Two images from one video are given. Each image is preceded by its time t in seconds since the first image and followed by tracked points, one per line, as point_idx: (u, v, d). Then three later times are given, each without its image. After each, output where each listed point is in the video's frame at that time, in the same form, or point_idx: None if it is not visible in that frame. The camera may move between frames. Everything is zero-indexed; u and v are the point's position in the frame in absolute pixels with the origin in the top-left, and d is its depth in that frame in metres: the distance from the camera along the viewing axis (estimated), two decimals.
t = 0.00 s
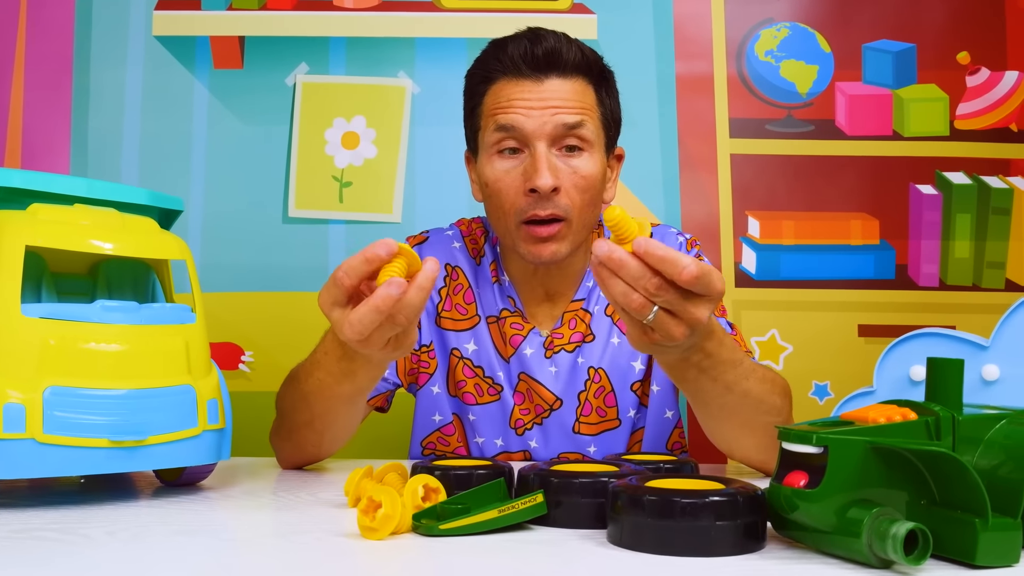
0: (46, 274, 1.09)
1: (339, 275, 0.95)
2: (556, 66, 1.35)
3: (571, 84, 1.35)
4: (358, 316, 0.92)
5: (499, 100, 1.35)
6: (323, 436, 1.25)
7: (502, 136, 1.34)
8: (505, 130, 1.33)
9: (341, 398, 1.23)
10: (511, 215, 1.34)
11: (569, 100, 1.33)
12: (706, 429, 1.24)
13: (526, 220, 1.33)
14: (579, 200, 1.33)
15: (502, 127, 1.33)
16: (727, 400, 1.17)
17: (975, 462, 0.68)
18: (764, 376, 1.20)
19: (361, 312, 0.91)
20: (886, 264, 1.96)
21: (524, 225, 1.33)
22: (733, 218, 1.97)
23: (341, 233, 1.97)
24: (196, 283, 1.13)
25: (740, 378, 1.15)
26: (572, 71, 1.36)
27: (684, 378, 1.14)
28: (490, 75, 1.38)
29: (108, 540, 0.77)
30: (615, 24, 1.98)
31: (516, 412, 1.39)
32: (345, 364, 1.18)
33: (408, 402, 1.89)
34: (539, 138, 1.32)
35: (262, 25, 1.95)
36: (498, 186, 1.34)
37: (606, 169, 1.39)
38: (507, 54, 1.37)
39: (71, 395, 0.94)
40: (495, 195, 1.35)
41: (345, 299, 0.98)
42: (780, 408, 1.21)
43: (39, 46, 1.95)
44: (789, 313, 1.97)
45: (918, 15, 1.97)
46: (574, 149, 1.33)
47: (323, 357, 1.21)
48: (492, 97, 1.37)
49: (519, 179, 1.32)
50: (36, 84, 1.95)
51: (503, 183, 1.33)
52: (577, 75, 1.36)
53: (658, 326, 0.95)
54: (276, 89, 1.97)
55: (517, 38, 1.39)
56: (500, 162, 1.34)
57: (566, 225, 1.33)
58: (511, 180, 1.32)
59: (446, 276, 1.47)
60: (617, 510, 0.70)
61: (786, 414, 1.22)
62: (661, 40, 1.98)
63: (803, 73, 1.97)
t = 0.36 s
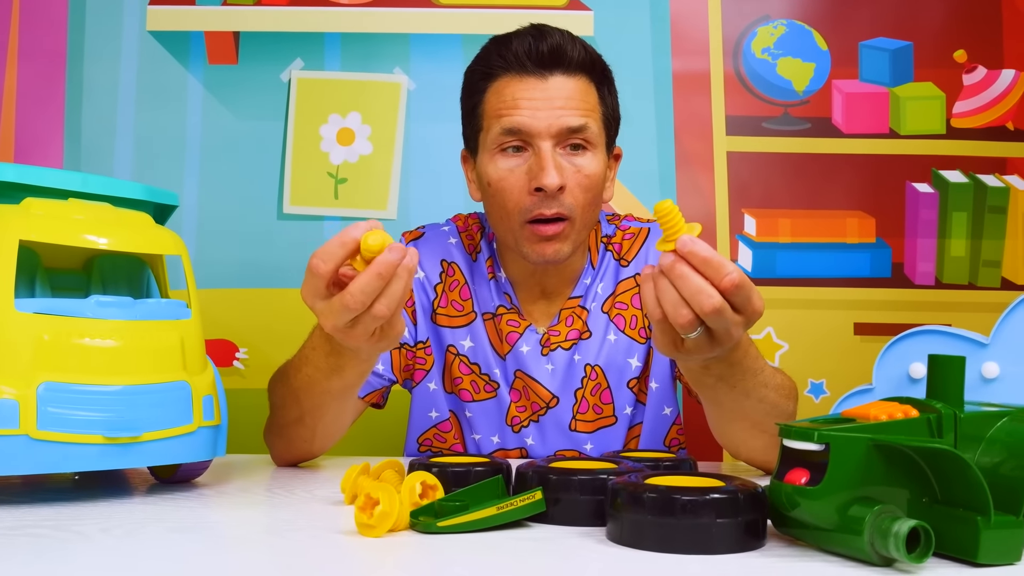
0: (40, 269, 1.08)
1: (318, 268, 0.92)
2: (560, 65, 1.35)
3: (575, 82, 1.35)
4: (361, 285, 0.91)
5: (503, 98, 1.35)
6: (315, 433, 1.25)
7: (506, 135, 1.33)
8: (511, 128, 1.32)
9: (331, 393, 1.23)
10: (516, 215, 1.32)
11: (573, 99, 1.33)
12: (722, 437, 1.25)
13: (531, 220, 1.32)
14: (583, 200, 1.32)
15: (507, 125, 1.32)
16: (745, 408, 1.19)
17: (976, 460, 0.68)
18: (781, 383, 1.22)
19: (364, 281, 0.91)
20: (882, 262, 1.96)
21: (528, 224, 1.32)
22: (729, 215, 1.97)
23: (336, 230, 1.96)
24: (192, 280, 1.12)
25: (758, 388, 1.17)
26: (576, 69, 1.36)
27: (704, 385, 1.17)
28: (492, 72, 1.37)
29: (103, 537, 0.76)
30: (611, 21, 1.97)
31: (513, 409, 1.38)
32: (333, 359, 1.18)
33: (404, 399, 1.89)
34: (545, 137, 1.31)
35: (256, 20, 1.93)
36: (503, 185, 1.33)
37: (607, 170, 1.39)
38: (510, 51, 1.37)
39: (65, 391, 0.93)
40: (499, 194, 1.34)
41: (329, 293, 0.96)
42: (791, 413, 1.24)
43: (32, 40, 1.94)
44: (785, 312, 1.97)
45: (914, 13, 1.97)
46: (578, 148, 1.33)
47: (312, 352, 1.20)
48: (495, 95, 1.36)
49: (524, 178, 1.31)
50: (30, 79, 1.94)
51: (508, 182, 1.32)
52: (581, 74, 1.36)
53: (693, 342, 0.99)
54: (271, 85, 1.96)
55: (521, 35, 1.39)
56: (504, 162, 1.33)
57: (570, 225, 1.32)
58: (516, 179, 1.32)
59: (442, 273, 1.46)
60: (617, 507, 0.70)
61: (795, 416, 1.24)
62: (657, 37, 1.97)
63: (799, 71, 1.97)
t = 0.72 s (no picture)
0: (34, 263, 1.07)
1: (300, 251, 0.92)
2: (550, 58, 1.34)
3: (564, 78, 1.34)
4: (339, 267, 0.90)
5: (490, 89, 1.34)
6: (304, 428, 1.23)
7: (490, 124, 1.32)
8: (494, 117, 1.31)
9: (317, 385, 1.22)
10: (493, 204, 1.31)
11: (560, 94, 1.33)
12: (716, 433, 1.24)
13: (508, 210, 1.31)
14: (561, 195, 1.32)
15: (491, 114, 1.32)
16: (738, 400, 1.18)
17: (973, 456, 0.67)
18: (775, 379, 1.23)
19: (340, 263, 0.89)
20: (878, 259, 1.96)
21: (504, 214, 1.31)
22: (725, 212, 1.97)
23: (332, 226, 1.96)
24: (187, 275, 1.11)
25: (751, 380, 1.17)
26: (566, 64, 1.35)
27: (699, 378, 1.17)
28: (484, 63, 1.37)
29: (96, 532, 0.75)
30: (608, 17, 1.96)
31: (507, 402, 1.38)
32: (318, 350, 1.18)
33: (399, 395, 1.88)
34: (527, 129, 1.31)
35: (251, 15, 1.92)
36: (482, 174, 1.32)
37: (595, 167, 1.38)
38: (503, 42, 1.36)
39: (58, 385, 0.93)
40: (478, 182, 1.32)
41: (312, 273, 0.96)
42: (785, 409, 1.24)
43: (27, 34, 1.93)
44: (780, 308, 1.97)
45: (911, 10, 1.97)
46: (560, 143, 1.32)
47: (297, 346, 1.21)
48: (485, 86, 1.36)
49: (502, 167, 1.30)
50: (25, 72, 1.92)
51: (487, 171, 1.31)
52: (571, 69, 1.36)
53: (685, 322, 0.99)
54: (266, 80, 1.95)
55: (515, 27, 1.39)
56: (485, 150, 1.32)
57: (546, 219, 1.31)
58: (495, 168, 1.30)
59: (434, 267, 1.46)
60: (611, 503, 0.69)
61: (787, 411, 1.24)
62: (654, 33, 1.97)
63: (796, 67, 1.96)
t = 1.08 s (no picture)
0: (24, 260, 1.07)
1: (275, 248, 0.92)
2: (529, 53, 1.35)
3: (542, 72, 1.35)
4: (325, 240, 0.93)
5: (470, 81, 1.35)
6: (291, 421, 1.23)
7: (467, 114, 1.32)
8: (471, 107, 1.31)
9: (300, 378, 1.22)
10: (466, 191, 1.31)
11: (536, 87, 1.33)
12: (704, 424, 1.25)
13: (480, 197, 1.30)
14: (533, 186, 1.31)
15: (468, 103, 1.32)
16: (727, 390, 1.19)
17: (953, 452, 0.68)
18: (765, 372, 1.23)
19: (326, 237, 0.92)
20: (871, 256, 1.96)
21: (476, 202, 1.30)
22: (718, 209, 1.97)
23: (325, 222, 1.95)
24: (176, 272, 1.11)
25: (741, 372, 1.17)
26: (545, 59, 1.36)
27: (689, 367, 1.16)
28: (472, 56, 1.38)
29: (84, 526, 0.75)
30: (600, 13, 1.97)
31: (496, 396, 1.38)
32: (299, 342, 1.19)
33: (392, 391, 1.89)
34: (502, 119, 1.31)
35: (244, 12, 1.92)
36: (458, 162, 1.31)
37: (574, 162, 1.38)
38: (485, 36, 1.37)
39: (47, 381, 0.92)
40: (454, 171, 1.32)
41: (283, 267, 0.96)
42: (772, 402, 1.24)
43: (20, 32, 1.92)
44: (772, 305, 1.97)
45: (903, 6, 1.97)
46: (534, 136, 1.32)
47: (278, 339, 1.21)
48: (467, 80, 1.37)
49: (475, 156, 1.30)
50: (19, 68, 1.92)
51: (461, 159, 1.31)
52: (551, 64, 1.36)
53: (690, 309, 0.99)
54: (260, 77, 1.94)
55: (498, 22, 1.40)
56: (462, 139, 1.32)
57: (517, 209, 1.30)
58: (469, 157, 1.30)
59: (422, 263, 1.46)
60: (594, 498, 0.69)
61: (773, 402, 1.25)
62: (647, 29, 1.97)
63: (789, 63, 1.96)
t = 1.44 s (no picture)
0: (15, 261, 1.07)
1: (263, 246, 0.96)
2: (517, 54, 1.34)
3: (531, 73, 1.33)
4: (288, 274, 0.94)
5: (459, 86, 1.33)
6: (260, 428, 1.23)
7: (458, 122, 1.31)
8: (463, 114, 1.30)
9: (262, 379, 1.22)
10: (463, 200, 1.31)
11: (527, 90, 1.32)
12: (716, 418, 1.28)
13: (478, 206, 1.31)
14: (530, 190, 1.31)
15: (459, 110, 1.30)
16: (736, 379, 1.20)
17: (936, 447, 0.68)
18: (767, 360, 1.26)
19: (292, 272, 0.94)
20: (866, 250, 1.96)
21: (475, 211, 1.31)
22: (713, 204, 1.97)
23: (320, 221, 1.96)
24: (165, 271, 1.11)
25: (745, 358, 1.20)
26: (534, 59, 1.34)
27: (698, 362, 1.18)
28: (457, 58, 1.36)
29: (73, 524, 0.74)
30: (593, 9, 1.96)
31: (487, 396, 1.39)
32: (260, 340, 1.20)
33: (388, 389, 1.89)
34: (496, 126, 1.29)
35: (238, 12, 1.92)
36: (453, 171, 1.31)
37: (567, 159, 1.37)
38: (470, 39, 1.36)
39: (37, 381, 0.93)
40: (451, 179, 1.32)
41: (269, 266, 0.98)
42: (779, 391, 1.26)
43: (15, 34, 1.92)
44: (768, 300, 1.97)
45: None
46: (529, 140, 1.31)
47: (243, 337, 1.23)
48: (455, 84, 1.35)
49: (472, 164, 1.29)
50: (14, 70, 1.92)
51: (457, 167, 1.31)
52: (539, 64, 1.35)
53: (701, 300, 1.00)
54: (254, 77, 1.95)
55: (481, 23, 1.38)
56: (454, 146, 1.32)
57: (517, 215, 1.31)
58: (465, 165, 1.29)
59: (408, 267, 1.46)
60: (578, 494, 0.70)
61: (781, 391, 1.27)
62: (640, 24, 1.96)
63: (782, 58, 1.96)
